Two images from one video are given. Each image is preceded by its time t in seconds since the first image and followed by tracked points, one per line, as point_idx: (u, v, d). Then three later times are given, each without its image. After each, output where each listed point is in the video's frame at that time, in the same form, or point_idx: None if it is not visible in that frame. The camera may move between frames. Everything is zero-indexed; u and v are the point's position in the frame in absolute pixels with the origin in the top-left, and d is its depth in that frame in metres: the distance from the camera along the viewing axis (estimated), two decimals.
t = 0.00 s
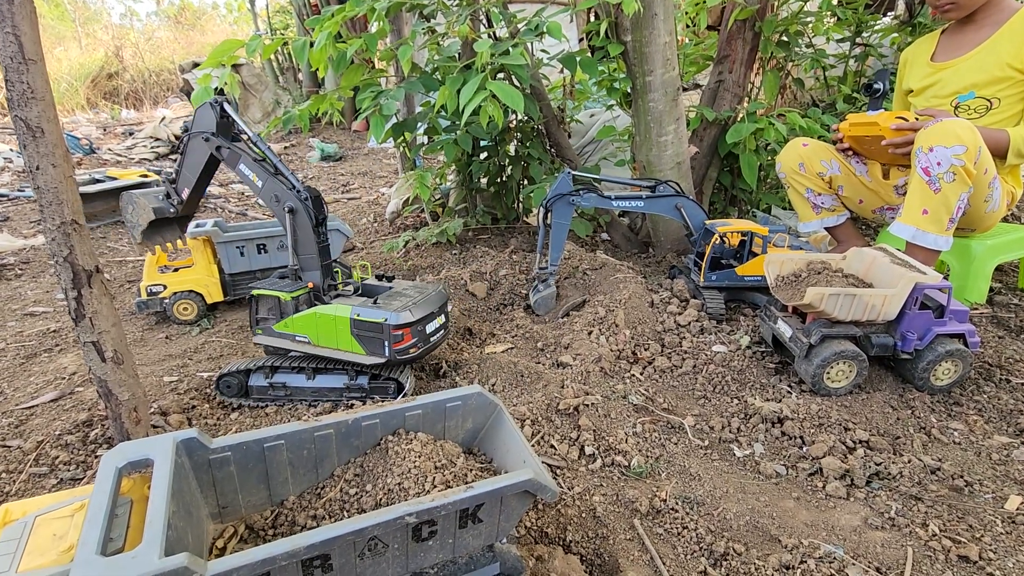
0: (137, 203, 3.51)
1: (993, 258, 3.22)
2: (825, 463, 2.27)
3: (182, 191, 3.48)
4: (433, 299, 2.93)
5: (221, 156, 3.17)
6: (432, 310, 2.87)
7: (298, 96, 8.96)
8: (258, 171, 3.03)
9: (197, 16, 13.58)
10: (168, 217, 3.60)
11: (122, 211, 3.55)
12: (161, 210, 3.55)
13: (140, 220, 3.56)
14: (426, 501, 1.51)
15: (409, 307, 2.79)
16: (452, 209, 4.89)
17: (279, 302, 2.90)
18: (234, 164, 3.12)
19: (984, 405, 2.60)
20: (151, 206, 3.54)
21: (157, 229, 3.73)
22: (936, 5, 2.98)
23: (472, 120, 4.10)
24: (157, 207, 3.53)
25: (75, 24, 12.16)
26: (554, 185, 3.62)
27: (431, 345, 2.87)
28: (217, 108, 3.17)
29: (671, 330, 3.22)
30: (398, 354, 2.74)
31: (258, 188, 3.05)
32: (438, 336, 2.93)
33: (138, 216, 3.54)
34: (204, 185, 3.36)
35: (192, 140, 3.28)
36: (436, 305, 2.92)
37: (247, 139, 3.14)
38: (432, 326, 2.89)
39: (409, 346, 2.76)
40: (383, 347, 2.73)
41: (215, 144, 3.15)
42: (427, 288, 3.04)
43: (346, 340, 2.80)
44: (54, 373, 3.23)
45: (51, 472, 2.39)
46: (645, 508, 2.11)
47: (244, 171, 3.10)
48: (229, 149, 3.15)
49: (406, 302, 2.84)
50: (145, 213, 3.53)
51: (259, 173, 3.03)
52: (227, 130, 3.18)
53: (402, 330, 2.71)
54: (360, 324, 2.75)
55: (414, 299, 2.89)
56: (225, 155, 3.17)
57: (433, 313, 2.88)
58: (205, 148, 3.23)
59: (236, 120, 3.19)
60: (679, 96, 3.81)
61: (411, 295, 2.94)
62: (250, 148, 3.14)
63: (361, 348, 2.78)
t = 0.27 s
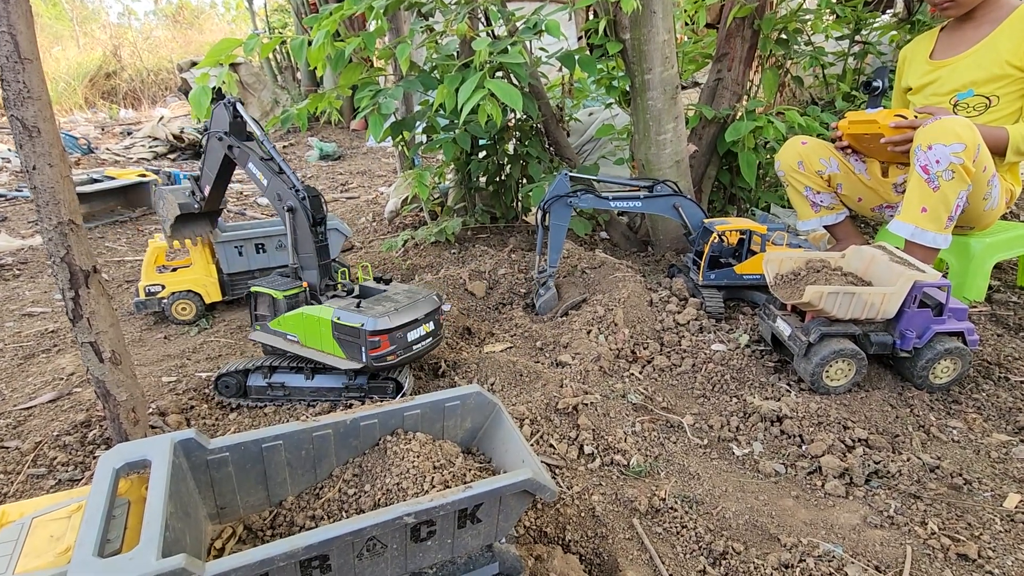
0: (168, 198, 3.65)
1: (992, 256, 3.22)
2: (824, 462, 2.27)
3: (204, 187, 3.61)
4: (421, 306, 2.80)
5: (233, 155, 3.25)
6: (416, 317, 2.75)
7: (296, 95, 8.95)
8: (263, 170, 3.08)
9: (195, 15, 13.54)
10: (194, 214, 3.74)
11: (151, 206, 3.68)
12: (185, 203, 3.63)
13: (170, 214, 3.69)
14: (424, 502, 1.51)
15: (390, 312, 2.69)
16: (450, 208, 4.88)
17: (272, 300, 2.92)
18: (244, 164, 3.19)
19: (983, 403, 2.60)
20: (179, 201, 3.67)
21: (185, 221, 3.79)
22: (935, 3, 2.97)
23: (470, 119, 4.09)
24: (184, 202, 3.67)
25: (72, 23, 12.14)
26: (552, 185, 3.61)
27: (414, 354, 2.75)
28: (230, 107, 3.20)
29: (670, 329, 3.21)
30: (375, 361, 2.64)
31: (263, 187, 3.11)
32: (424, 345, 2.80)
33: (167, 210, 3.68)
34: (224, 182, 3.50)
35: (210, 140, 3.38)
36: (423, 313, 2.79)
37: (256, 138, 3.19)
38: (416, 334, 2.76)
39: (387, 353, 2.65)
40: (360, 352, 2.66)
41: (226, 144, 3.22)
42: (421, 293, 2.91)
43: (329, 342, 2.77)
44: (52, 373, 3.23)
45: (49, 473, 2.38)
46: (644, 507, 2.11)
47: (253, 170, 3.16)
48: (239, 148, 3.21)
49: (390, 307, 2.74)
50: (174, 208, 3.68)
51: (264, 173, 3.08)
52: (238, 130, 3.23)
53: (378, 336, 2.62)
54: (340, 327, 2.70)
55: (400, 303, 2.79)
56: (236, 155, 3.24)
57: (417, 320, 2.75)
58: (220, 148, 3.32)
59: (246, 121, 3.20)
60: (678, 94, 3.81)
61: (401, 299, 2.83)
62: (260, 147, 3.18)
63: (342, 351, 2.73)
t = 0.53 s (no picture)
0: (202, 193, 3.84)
1: (989, 255, 3.24)
2: (821, 461, 2.29)
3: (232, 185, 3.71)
4: (403, 313, 2.73)
5: (249, 156, 3.30)
6: (395, 325, 2.68)
7: (295, 94, 8.94)
8: (272, 171, 3.11)
9: (193, 14, 13.52)
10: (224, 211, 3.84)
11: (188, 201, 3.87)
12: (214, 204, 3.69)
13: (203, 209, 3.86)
14: (424, 502, 1.52)
15: (368, 319, 2.64)
16: (449, 208, 4.89)
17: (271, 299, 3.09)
18: (257, 164, 3.23)
19: (979, 402, 2.62)
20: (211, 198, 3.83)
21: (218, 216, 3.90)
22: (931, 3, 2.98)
23: (469, 119, 4.10)
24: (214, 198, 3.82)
25: (69, 22, 12.12)
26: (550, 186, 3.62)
27: (391, 362, 2.70)
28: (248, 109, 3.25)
29: (668, 328, 3.23)
30: (348, 368, 2.61)
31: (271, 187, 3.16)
32: (404, 354, 2.73)
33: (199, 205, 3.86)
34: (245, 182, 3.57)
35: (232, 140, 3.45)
36: (404, 321, 2.71)
37: (269, 139, 3.22)
38: (395, 342, 2.70)
39: (361, 361, 2.61)
40: (335, 357, 2.63)
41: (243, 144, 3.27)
42: (409, 299, 2.84)
43: (312, 344, 2.77)
44: (52, 374, 3.24)
45: (51, 473, 2.39)
46: (642, 506, 2.13)
47: (264, 170, 3.20)
48: (255, 149, 3.25)
49: (371, 312, 2.69)
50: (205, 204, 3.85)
51: (272, 173, 3.12)
52: (255, 131, 3.27)
53: (351, 344, 2.58)
54: (320, 330, 2.69)
55: (384, 309, 2.74)
56: (252, 156, 3.29)
57: (396, 328, 2.68)
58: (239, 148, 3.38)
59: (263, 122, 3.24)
60: (676, 93, 3.82)
61: (386, 305, 2.78)
62: (273, 148, 3.22)
63: (321, 354, 2.72)
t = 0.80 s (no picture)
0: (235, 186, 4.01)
1: (985, 250, 3.25)
2: (817, 454, 2.30)
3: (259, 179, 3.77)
4: (380, 315, 2.68)
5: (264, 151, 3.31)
6: (367, 328, 2.64)
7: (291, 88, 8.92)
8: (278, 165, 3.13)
9: (188, 8, 13.46)
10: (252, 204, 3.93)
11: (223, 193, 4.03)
12: (241, 195, 3.84)
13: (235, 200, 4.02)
14: (423, 496, 1.53)
15: (340, 319, 2.62)
16: (447, 203, 4.89)
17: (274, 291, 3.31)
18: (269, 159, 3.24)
19: (974, 396, 2.63)
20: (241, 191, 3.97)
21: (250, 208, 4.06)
22: None
23: (466, 114, 4.09)
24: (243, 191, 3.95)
25: (63, 15, 12.04)
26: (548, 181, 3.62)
27: (363, 365, 2.66)
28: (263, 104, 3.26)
29: (666, 323, 3.24)
30: (318, 367, 2.62)
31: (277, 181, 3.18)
32: (377, 358, 2.69)
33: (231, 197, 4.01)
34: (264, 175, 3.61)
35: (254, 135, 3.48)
36: (378, 323, 2.66)
37: (281, 134, 3.20)
38: (369, 345, 2.66)
39: (330, 361, 2.61)
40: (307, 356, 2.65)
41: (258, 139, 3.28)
42: (392, 300, 2.78)
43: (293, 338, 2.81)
44: (50, 369, 3.24)
45: (49, 469, 2.40)
46: (640, 499, 2.14)
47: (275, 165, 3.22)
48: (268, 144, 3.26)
49: (347, 312, 2.67)
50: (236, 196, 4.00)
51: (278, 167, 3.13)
52: (270, 126, 3.27)
53: (319, 343, 2.58)
54: (298, 326, 2.72)
55: (363, 309, 2.70)
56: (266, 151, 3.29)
57: (369, 331, 2.64)
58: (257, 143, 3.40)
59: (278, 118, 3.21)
60: (674, 88, 3.82)
61: (367, 305, 2.74)
62: (285, 142, 3.20)
63: (298, 350, 2.75)
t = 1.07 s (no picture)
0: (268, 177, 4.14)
1: (979, 244, 3.27)
2: (812, 446, 2.32)
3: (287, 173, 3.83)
4: (351, 314, 2.66)
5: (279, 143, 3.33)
6: (337, 326, 2.63)
7: (287, 81, 8.87)
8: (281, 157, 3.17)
9: None
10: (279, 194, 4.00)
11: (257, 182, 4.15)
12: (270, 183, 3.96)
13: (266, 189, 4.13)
14: (421, 486, 1.54)
15: (311, 315, 2.64)
16: (444, 196, 4.89)
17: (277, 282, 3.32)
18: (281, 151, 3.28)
19: (967, 387, 2.66)
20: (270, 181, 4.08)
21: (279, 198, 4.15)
22: None
23: (463, 107, 4.09)
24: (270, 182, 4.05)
25: (55, 6, 11.93)
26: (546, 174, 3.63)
27: (332, 363, 2.67)
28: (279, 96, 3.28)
29: (662, 316, 3.25)
30: (286, 361, 2.66)
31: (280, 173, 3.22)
32: (346, 357, 2.68)
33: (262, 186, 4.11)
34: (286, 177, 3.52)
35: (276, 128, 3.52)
36: (348, 322, 2.65)
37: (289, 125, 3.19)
38: (339, 344, 2.66)
39: (297, 357, 2.63)
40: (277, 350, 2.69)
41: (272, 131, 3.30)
42: (372, 299, 2.75)
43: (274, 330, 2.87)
44: (46, 362, 3.23)
45: (47, 461, 2.40)
46: (636, 490, 2.16)
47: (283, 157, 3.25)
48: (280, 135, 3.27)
49: (321, 308, 2.67)
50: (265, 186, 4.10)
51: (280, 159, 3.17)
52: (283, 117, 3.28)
53: (287, 339, 2.61)
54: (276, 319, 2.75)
55: (337, 307, 2.69)
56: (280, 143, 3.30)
57: (338, 329, 2.63)
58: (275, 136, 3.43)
59: (289, 108, 3.22)
60: (671, 82, 3.82)
61: (345, 302, 2.73)
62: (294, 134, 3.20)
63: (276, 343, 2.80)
